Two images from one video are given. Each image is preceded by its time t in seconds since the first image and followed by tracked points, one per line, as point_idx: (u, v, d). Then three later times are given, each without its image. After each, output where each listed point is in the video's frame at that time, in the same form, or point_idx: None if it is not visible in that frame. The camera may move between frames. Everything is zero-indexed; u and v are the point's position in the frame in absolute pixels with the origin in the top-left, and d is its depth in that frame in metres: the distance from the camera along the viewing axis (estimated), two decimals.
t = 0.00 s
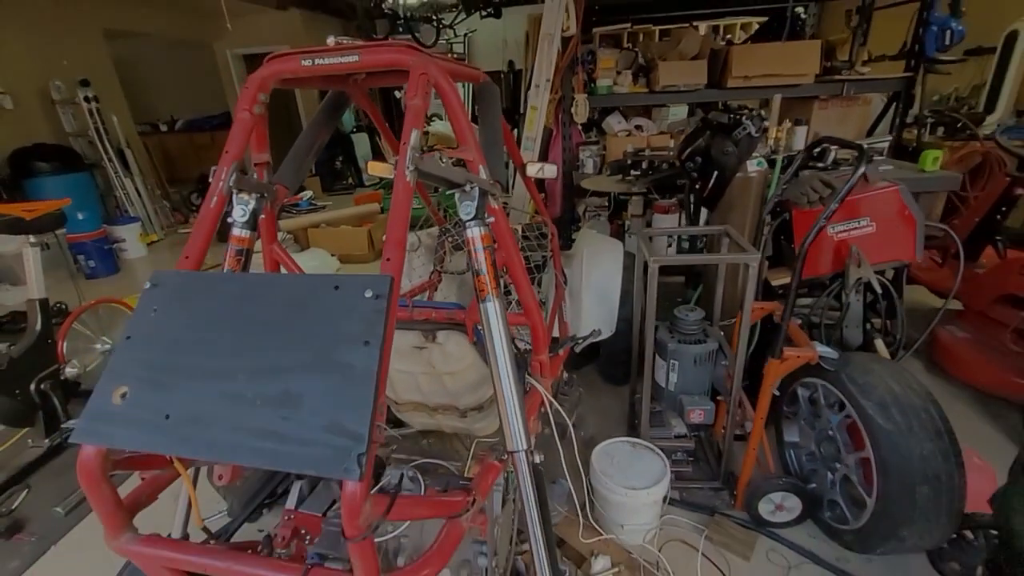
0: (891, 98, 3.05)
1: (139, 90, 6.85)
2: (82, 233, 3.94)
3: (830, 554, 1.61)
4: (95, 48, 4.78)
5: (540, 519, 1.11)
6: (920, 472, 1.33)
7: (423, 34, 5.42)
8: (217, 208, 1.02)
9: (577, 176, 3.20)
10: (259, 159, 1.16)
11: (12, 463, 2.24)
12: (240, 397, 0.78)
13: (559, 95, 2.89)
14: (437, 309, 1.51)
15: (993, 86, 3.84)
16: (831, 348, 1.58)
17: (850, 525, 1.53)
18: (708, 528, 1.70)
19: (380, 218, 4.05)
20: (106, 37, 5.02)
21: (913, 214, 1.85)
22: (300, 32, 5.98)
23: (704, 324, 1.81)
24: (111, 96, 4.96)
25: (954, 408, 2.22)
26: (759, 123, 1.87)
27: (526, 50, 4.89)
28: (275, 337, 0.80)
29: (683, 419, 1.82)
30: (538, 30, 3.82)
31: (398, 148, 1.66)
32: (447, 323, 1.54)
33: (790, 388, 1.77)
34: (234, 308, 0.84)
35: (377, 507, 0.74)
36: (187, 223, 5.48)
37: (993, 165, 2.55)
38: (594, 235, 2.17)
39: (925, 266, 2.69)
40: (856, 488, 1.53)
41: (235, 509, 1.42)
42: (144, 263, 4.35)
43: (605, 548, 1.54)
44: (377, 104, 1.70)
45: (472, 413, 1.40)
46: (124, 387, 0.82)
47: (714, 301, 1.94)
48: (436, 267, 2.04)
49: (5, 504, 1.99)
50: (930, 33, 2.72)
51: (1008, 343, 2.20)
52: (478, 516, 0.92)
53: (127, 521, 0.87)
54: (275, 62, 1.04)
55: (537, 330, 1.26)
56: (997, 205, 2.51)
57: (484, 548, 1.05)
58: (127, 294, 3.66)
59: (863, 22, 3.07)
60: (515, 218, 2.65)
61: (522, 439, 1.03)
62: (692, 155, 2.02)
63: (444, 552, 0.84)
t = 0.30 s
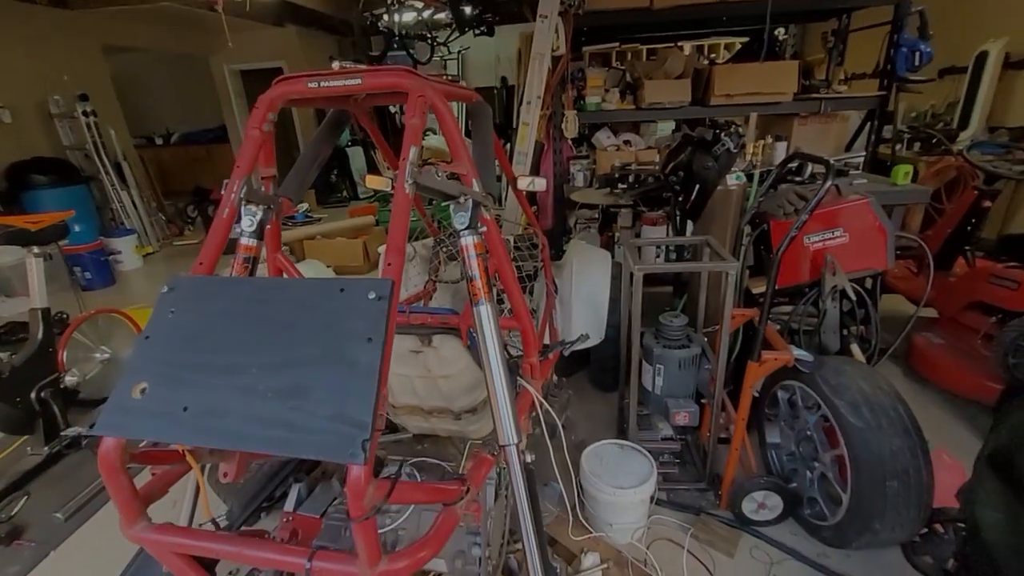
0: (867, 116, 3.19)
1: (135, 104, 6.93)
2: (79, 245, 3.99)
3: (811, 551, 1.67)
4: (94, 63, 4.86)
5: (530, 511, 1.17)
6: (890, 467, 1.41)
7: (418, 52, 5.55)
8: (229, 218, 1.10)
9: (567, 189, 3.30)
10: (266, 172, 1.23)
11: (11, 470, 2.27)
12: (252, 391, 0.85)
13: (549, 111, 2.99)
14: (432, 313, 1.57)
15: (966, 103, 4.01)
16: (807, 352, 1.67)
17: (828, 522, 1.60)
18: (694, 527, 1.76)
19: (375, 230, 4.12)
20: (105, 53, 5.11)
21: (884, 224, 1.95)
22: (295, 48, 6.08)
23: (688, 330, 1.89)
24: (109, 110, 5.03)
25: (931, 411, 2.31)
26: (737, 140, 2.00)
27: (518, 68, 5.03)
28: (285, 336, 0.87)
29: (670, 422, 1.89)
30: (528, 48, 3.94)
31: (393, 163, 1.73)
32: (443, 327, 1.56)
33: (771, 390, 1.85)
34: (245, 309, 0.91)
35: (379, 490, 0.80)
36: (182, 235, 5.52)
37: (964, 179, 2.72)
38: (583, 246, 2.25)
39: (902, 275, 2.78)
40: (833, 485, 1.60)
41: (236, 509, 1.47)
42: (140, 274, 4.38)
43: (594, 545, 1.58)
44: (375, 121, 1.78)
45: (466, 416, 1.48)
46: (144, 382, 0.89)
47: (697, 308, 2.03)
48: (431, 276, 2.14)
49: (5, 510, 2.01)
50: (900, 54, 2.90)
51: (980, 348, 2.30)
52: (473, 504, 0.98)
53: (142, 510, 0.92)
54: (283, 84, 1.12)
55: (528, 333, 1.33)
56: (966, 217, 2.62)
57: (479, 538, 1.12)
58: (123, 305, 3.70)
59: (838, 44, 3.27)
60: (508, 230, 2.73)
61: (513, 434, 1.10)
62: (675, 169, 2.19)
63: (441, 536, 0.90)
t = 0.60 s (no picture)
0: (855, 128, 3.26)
1: (129, 113, 6.93)
2: (72, 254, 3.98)
3: (804, 556, 1.70)
4: (90, 72, 4.87)
5: (529, 517, 1.18)
6: (880, 472, 1.44)
7: (413, 62, 5.61)
8: (233, 229, 1.13)
9: (562, 199, 3.34)
10: (270, 183, 1.26)
11: (3, 479, 2.25)
12: (258, 397, 0.86)
13: (544, 121, 3.04)
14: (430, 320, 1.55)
15: (950, 117, 4.10)
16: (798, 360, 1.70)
17: (821, 527, 1.63)
18: (690, 533, 1.78)
19: (371, 238, 4.13)
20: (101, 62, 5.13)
21: (872, 236, 2.00)
22: (291, 58, 6.13)
23: (682, 338, 1.92)
24: (104, 119, 5.03)
25: (920, 418, 2.35)
26: (728, 152, 2.04)
27: (513, 80, 5.09)
28: (291, 343, 0.89)
29: (665, 429, 1.91)
30: (523, 61, 4.00)
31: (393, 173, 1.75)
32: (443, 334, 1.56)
33: (764, 397, 1.88)
34: (251, 317, 0.93)
35: (383, 494, 0.82)
36: (176, 244, 5.51)
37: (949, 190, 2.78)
38: (578, 256, 2.28)
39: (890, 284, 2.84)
40: (826, 491, 1.63)
41: (234, 516, 1.47)
42: (133, 283, 4.37)
43: (591, 552, 1.59)
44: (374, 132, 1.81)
45: (464, 423, 1.50)
46: (150, 389, 0.90)
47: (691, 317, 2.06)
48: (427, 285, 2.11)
49: None
50: (885, 69, 2.98)
51: (967, 356, 2.34)
52: (474, 509, 0.99)
53: (145, 517, 0.93)
54: (287, 97, 1.15)
55: (526, 341, 1.35)
56: (952, 227, 2.68)
57: (479, 543, 1.13)
58: (115, 313, 3.68)
59: (826, 59, 3.36)
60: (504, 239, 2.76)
61: (512, 439, 1.11)
62: (668, 181, 2.17)
63: (443, 540, 0.91)
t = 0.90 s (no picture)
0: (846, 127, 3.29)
1: (123, 112, 6.91)
2: (66, 252, 3.97)
3: (792, 546, 1.72)
4: (84, 70, 4.86)
5: (518, 506, 1.19)
6: (864, 462, 1.46)
7: (409, 61, 5.62)
8: (226, 220, 1.14)
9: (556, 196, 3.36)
10: (262, 175, 1.26)
11: None
12: (249, 383, 0.87)
13: (539, 120, 3.06)
14: (423, 313, 1.60)
15: (941, 115, 4.14)
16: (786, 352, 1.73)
17: (808, 517, 1.65)
18: (679, 524, 1.79)
19: (366, 237, 4.14)
20: (95, 60, 5.12)
21: (860, 230, 2.01)
22: (287, 57, 6.13)
23: (673, 332, 1.94)
24: (98, 117, 5.02)
25: (909, 413, 2.37)
26: (719, 148, 2.03)
27: (508, 79, 5.10)
28: (282, 330, 0.90)
29: (655, 422, 1.93)
30: (518, 59, 4.02)
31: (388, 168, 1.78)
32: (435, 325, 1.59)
33: (753, 390, 1.90)
34: (243, 305, 0.94)
35: (371, 476, 0.83)
36: (170, 243, 5.50)
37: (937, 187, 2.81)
38: (570, 251, 2.29)
39: (880, 280, 2.86)
40: (813, 482, 1.65)
41: (226, 509, 1.48)
42: (127, 281, 4.35)
43: (581, 542, 1.59)
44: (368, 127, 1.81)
45: (456, 416, 1.50)
46: (142, 376, 0.91)
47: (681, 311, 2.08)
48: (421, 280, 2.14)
49: None
50: (876, 67, 3.01)
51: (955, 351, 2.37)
52: (462, 494, 1.00)
53: (137, 503, 0.94)
54: (279, 90, 1.16)
55: (516, 332, 1.36)
56: (941, 223, 2.71)
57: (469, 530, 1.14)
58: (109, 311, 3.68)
59: (818, 57, 3.41)
60: (498, 235, 2.78)
61: (500, 427, 1.12)
62: (660, 177, 2.28)
63: (431, 523, 0.93)
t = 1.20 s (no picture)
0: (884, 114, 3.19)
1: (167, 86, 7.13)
2: (110, 218, 4.16)
3: (788, 530, 1.73)
4: (129, 44, 5.03)
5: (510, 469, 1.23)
6: (864, 448, 1.46)
7: (442, 40, 5.63)
8: (243, 180, 1.19)
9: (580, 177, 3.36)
10: (282, 141, 1.32)
11: (40, 422, 2.41)
12: (257, 330, 0.93)
13: (565, 101, 3.05)
14: (429, 280, 1.56)
15: (993, 105, 3.94)
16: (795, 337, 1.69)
17: (806, 501, 1.65)
18: (677, 502, 1.82)
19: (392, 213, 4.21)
20: (141, 34, 5.29)
21: (883, 218, 1.90)
22: (323, 34, 6.21)
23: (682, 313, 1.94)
24: (142, 90, 5.20)
25: (928, 409, 2.32)
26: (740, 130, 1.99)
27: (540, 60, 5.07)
28: (288, 282, 0.95)
29: (660, 402, 1.95)
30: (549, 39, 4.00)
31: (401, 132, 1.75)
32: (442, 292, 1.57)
33: (761, 375, 1.90)
34: (254, 258, 0.99)
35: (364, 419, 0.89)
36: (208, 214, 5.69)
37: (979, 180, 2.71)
38: (586, 231, 2.26)
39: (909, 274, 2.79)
40: (813, 467, 1.66)
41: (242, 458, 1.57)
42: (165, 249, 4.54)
43: (577, 511, 1.63)
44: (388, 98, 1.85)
45: (461, 383, 1.57)
46: (162, 319, 0.98)
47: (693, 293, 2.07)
48: (438, 254, 2.12)
49: (31, 456, 2.13)
50: (920, 52, 2.87)
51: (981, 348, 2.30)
52: (452, 448, 1.06)
53: (156, 436, 1.02)
54: (299, 60, 1.21)
55: (519, 302, 1.40)
56: (977, 218, 2.62)
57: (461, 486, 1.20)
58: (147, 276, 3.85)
59: (859, 40, 3.35)
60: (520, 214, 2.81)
61: (494, 387, 1.15)
62: (679, 158, 2.29)
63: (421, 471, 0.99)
